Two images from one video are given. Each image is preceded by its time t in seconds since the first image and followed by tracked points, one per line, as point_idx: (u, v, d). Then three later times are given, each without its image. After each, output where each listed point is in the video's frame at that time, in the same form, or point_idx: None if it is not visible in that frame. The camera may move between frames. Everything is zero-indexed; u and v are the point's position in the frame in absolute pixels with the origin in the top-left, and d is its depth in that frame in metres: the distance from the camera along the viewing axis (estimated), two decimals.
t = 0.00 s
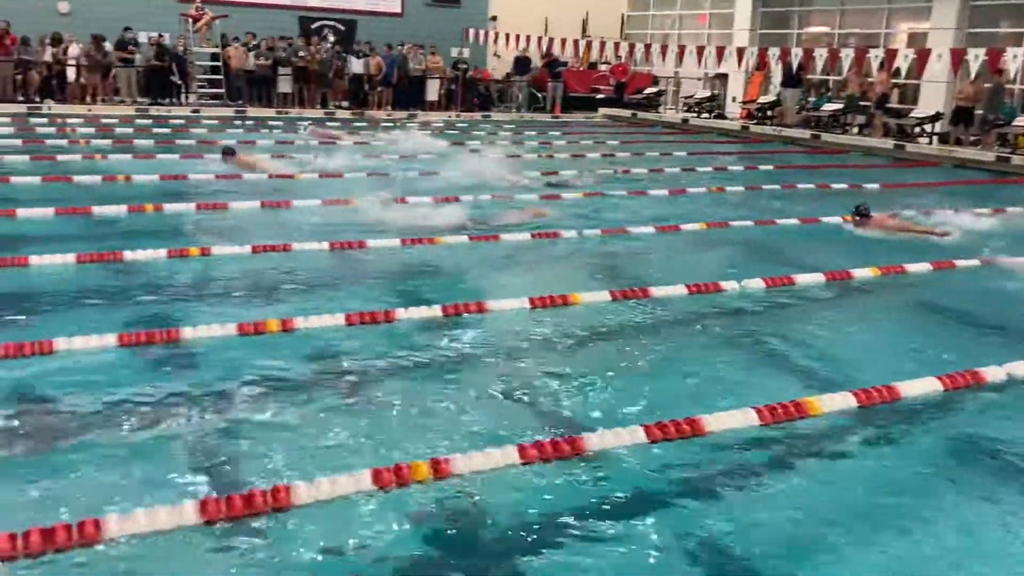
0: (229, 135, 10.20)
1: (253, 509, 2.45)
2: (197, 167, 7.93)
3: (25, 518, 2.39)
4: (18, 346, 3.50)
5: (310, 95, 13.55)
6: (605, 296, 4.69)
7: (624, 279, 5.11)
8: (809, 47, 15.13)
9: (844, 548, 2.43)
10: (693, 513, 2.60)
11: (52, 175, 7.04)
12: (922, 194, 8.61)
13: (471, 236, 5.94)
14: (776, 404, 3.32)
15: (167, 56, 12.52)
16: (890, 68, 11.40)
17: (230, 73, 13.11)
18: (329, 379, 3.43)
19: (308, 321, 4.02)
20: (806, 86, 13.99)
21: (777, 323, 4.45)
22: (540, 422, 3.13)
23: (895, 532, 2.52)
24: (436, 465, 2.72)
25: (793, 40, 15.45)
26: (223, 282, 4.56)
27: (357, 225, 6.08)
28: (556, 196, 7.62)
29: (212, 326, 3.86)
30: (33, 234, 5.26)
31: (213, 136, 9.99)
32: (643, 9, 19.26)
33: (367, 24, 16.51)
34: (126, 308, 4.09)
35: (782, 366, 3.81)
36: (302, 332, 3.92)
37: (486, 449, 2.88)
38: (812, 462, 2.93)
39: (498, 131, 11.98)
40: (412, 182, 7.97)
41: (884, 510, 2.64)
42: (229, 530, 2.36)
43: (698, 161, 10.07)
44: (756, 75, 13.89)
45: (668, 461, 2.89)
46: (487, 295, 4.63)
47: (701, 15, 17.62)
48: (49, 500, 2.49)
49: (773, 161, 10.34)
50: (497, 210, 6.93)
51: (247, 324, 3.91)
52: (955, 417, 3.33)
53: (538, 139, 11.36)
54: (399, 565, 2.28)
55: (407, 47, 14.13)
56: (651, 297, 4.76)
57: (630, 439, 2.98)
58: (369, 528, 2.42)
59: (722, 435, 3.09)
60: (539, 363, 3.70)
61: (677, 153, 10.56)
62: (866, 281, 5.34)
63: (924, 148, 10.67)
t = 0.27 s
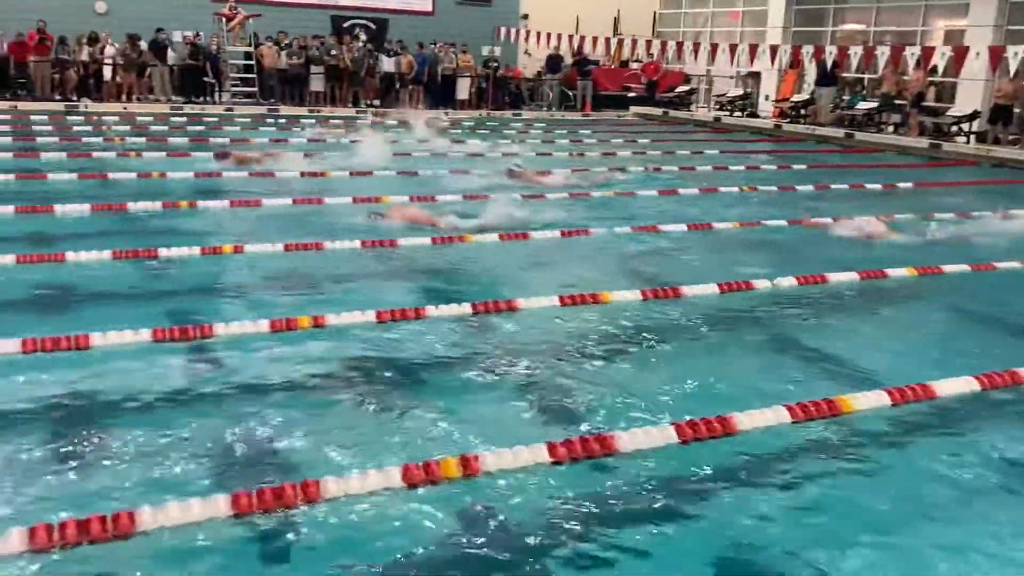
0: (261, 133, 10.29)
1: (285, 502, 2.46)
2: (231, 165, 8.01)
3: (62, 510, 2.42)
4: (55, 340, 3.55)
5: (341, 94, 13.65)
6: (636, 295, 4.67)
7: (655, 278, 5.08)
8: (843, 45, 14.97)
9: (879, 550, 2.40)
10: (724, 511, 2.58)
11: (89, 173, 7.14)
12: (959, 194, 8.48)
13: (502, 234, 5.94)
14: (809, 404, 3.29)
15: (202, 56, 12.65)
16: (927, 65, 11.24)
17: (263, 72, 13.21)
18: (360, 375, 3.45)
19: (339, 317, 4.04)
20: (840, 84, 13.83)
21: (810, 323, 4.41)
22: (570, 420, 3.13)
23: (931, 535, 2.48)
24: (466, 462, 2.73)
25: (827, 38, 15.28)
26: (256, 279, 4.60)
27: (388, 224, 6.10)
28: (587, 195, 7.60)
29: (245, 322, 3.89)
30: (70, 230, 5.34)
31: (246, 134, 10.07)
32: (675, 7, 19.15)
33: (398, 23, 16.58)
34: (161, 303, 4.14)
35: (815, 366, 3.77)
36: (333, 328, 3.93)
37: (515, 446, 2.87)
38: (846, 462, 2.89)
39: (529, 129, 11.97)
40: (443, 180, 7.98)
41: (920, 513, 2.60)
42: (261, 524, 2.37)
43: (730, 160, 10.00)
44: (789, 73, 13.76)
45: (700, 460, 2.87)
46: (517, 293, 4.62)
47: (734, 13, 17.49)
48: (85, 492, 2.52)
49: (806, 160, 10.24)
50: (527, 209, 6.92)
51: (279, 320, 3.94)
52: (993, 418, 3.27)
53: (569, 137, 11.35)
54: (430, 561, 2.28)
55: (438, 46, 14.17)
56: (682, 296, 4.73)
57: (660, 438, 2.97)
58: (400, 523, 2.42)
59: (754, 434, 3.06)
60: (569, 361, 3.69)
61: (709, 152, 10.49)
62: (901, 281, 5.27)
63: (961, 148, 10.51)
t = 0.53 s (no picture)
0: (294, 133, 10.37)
1: (316, 501, 2.49)
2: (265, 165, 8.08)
3: (100, 504, 2.45)
4: (92, 338, 3.60)
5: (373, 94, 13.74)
6: (668, 296, 4.64)
7: (687, 280, 5.05)
8: (879, 44, 14.80)
9: (916, 553, 2.37)
10: (758, 513, 2.56)
11: (125, 172, 7.24)
12: (998, 195, 8.34)
13: (533, 235, 5.93)
14: (844, 405, 3.25)
15: (236, 56, 12.77)
16: (965, 64, 11.08)
17: (296, 72, 13.31)
18: (392, 374, 3.46)
19: (371, 317, 4.06)
20: (876, 84, 13.67)
21: (845, 325, 4.35)
22: (602, 421, 3.11)
23: (969, 539, 2.45)
24: (497, 462, 2.73)
25: (863, 37, 15.12)
26: (288, 279, 4.63)
27: (420, 224, 6.12)
28: (618, 195, 7.57)
29: (278, 321, 3.93)
30: (108, 229, 5.41)
31: (278, 134, 10.16)
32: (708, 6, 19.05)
33: (430, 23, 16.63)
34: (195, 302, 4.18)
35: (850, 368, 3.73)
36: (365, 328, 3.96)
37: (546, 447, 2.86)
38: (882, 465, 2.85)
39: (560, 129, 11.96)
40: (474, 180, 7.99)
41: (958, 517, 2.56)
42: (293, 521, 2.39)
43: (763, 161, 9.92)
44: (823, 73, 13.62)
45: (733, 461, 2.85)
46: (548, 294, 4.62)
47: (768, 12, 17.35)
48: (121, 487, 2.55)
49: (840, 161, 10.13)
50: (559, 209, 6.91)
51: (312, 319, 3.96)
52: None
53: (600, 137, 11.32)
54: (462, 559, 2.29)
55: (470, 46, 14.21)
56: (715, 298, 4.70)
57: (693, 439, 2.95)
58: (430, 522, 2.43)
59: (788, 435, 3.03)
60: (601, 363, 3.68)
61: (741, 152, 10.42)
62: (937, 283, 5.20)
63: (1000, 148, 10.34)
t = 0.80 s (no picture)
0: (328, 133, 10.43)
1: (350, 499, 2.49)
2: (299, 165, 8.14)
3: (137, 501, 2.48)
4: (130, 337, 3.64)
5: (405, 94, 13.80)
6: (701, 298, 4.61)
7: (720, 281, 5.01)
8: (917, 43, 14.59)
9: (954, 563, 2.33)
10: (792, 519, 2.53)
11: (162, 172, 7.32)
12: None
13: (565, 235, 5.92)
14: (881, 410, 3.20)
15: (270, 57, 12.88)
16: (1006, 63, 10.88)
17: (330, 73, 13.40)
18: (424, 374, 3.46)
19: (404, 317, 4.07)
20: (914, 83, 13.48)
21: (882, 328, 4.29)
22: (634, 423, 3.09)
23: (1010, 548, 2.40)
24: (529, 462, 2.72)
25: (901, 35, 14.92)
26: (322, 279, 4.66)
27: (453, 224, 6.13)
28: (651, 196, 7.53)
29: (313, 322, 3.95)
30: (146, 228, 5.48)
31: (312, 135, 10.22)
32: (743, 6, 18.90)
33: (463, 23, 16.67)
34: (230, 301, 4.22)
35: (887, 373, 3.68)
36: (398, 328, 3.97)
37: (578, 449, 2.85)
38: (920, 472, 2.81)
39: (592, 129, 11.92)
40: (507, 180, 7.98)
41: (998, 525, 2.52)
42: (326, 521, 2.40)
43: (798, 161, 9.83)
44: (860, 72, 13.46)
45: (768, 465, 2.81)
46: (580, 295, 4.60)
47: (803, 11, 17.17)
48: (159, 484, 2.58)
49: (877, 161, 10.01)
50: (591, 210, 6.89)
51: (346, 320, 3.98)
52: None
53: (633, 137, 11.27)
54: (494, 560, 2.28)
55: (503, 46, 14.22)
56: (748, 300, 4.66)
57: (727, 442, 2.92)
58: (462, 523, 2.43)
59: (823, 439, 2.99)
60: (633, 364, 3.66)
61: (776, 152, 10.33)
62: (977, 287, 5.11)
63: None
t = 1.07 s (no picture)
0: (363, 133, 10.49)
1: (385, 498, 2.50)
2: (334, 165, 8.19)
3: (176, 497, 2.51)
4: (169, 333, 3.69)
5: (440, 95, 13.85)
6: (736, 299, 4.57)
7: (755, 282, 4.97)
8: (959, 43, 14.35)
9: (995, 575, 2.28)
10: (827, 526, 2.50)
11: (200, 172, 7.40)
12: None
13: (599, 235, 5.89)
14: (920, 416, 3.15)
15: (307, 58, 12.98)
16: None
17: (366, 74, 13.47)
18: (456, 373, 3.46)
19: (437, 316, 4.08)
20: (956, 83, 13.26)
21: (920, 331, 4.22)
22: (669, 425, 3.07)
23: None
24: (563, 464, 2.71)
25: (942, 35, 14.69)
26: (357, 278, 4.69)
27: (487, 224, 6.13)
28: (687, 197, 7.49)
29: (348, 320, 3.97)
30: (185, 227, 5.54)
31: (348, 135, 10.29)
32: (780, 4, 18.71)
33: (498, 24, 16.68)
34: (266, 300, 4.25)
35: (926, 377, 3.61)
36: (432, 327, 3.97)
37: (612, 450, 2.83)
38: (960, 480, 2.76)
39: (626, 130, 11.88)
40: (541, 180, 7.97)
41: None
42: (360, 521, 2.41)
43: (835, 161, 9.71)
44: (900, 72, 13.26)
45: (804, 471, 2.78)
46: (614, 296, 4.58)
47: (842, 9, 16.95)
48: (197, 480, 2.60)
49: (916, 162, 9.84)
50: (625, 210, 6.87)
51: (380, 318, 4.00)
52: None
53: (668, 138, 11.21)
54: (527, 562, 2.27)
55: (537, 46, 14.22)
56: (784, 301, 4.61)
57: (763, 446, 2.89)
58: (496, 522, 2.43)
59: (861, 445, 2.95)
60: (667, 365, 3.63)
61: (813, 153, 10.21)
62: (1019, 289, 5.00)
63: None
